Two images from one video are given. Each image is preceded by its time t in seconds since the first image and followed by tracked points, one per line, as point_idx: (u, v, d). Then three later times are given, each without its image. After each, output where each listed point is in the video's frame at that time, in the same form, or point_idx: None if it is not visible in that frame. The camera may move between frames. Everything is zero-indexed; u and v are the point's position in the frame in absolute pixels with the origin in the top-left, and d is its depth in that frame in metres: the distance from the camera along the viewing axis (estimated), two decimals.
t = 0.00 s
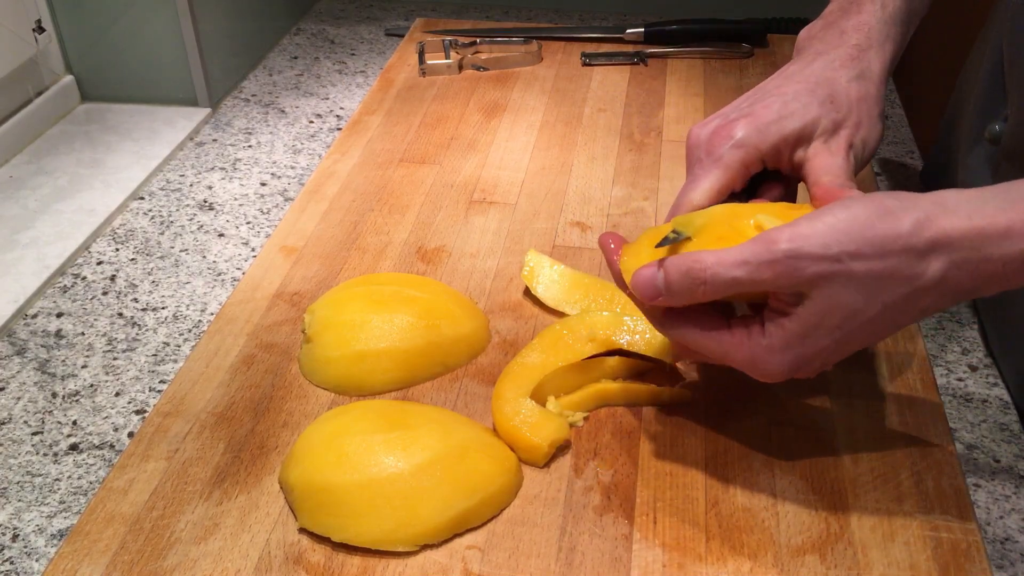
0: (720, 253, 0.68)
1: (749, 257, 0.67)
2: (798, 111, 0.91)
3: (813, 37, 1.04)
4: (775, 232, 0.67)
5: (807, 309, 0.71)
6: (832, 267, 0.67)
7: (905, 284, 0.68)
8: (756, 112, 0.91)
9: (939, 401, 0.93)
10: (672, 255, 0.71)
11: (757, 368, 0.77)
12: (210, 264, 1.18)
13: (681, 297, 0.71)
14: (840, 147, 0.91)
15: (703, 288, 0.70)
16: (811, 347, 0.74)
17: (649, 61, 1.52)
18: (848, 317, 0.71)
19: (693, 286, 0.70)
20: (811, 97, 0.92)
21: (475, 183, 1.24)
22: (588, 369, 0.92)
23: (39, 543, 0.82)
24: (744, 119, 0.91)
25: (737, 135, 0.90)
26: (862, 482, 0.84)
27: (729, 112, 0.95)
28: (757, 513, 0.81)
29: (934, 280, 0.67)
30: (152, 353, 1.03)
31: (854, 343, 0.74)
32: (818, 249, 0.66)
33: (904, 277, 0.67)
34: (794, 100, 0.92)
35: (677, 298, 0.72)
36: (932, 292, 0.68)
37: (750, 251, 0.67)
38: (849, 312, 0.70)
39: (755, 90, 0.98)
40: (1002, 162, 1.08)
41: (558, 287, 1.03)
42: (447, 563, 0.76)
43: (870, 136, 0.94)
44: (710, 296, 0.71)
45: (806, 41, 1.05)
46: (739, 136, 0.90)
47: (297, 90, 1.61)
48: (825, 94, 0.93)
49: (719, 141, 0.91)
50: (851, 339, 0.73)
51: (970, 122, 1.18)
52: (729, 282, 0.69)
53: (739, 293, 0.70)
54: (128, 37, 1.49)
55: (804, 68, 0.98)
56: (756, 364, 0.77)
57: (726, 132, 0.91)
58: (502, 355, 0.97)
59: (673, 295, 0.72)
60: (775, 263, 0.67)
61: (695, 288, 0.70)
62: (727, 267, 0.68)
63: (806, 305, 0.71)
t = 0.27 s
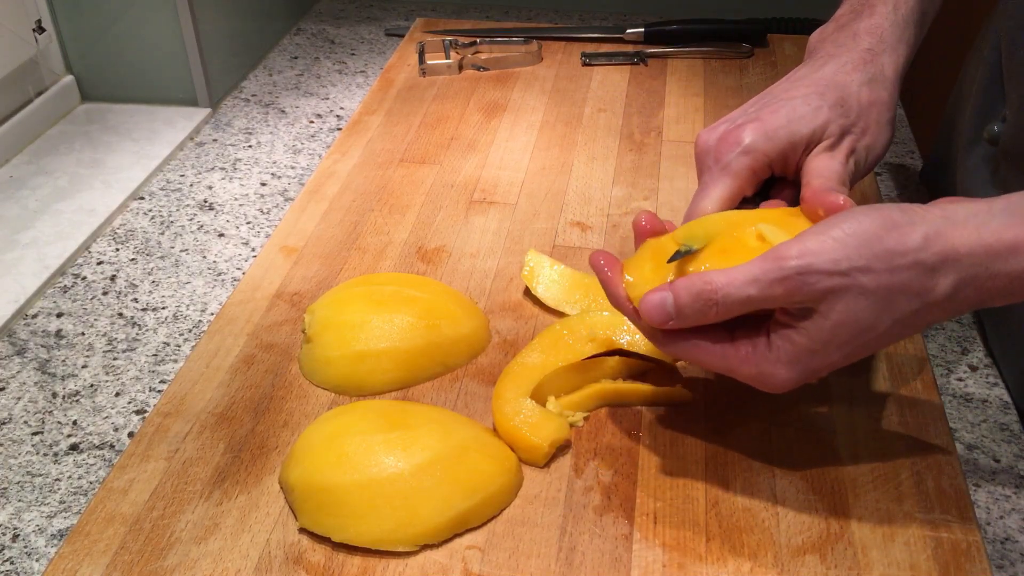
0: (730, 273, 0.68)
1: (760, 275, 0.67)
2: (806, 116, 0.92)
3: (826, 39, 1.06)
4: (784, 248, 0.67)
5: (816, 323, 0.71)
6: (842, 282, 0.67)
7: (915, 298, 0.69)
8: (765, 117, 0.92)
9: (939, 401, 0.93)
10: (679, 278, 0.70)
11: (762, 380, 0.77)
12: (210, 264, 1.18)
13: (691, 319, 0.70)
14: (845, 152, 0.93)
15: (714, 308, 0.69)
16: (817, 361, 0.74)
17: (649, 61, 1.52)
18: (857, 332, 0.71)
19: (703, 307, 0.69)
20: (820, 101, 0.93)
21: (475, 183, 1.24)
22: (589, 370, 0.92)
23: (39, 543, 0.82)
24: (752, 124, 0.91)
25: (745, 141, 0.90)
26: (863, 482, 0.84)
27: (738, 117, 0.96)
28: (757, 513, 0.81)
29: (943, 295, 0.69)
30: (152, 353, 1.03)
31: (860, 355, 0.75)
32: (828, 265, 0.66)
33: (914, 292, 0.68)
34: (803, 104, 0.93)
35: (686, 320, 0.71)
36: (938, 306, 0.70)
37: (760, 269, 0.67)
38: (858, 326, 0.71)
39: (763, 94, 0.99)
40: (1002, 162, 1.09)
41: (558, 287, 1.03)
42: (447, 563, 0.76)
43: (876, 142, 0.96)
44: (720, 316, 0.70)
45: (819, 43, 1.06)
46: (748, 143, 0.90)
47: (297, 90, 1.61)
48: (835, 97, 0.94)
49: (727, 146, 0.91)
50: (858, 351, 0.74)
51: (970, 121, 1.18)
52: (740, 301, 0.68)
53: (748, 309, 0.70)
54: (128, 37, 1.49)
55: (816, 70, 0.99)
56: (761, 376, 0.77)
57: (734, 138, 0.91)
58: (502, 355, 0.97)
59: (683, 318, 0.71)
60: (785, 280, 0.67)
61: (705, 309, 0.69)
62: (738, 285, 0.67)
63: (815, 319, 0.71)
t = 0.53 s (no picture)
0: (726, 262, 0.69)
1: (756, 266, 0.67)
2: (802, 114, 0.92)
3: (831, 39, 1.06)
4: (780, 240, 0.67)
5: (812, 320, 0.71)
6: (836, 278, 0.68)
7: (914, 298, 0.68)
8: (762, 114, 0.92)
9: (939, 401, 0.93)
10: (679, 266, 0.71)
11: (759, 377, 0.77)
12: (210, 264, 1.18)
13: (687, 306, 0.71)
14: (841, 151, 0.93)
15: (708, 295, 0.70)
16: (812, 358, 0.74)
17: (649, 61, 1.52)
18: (852, 330, 0.71)
19: (698, 295, 0.70)
20: (818, 99, 0.93)
21: (475, 183, 1.24)
22: (588, 370, 0.92)
23: (39, 543, 0.82)
24: (749, 120, 0.91)
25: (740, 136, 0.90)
26: (863, 482, 0.84)
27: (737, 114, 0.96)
28: (757, 513, 0.81)
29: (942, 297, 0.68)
30: (152, 353, 1.03)
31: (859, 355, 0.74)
32: (823, 260, 0.67)
33: (911, 292, 0.68)
34: (800, 102, 0.93)
35: (683, 308, 0.72)
36: (939, 309, 0.70)
37: (756, 260, 0.68)
38: (853, 325, 0.71)
39: (762, 93, 0.99)
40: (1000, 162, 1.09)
41: (558, 287, 1.03)
42: (447, 563, 0.76)
43: (872, 143, 0.96)
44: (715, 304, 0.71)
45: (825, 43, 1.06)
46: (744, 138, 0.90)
47: (297, 90, 1.61)
48: (834, 95, 0.94)
49: (724, 141, 0.91)
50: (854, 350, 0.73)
51: (969, 121, 1.18)
52: (735, 291, 0.69)
53: (744, 301, 0.70)
54: (129, 37, 1.49)
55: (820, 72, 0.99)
56: (758, 372, 0.77)
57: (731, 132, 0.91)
58: (502, 355, 0.97)
59: (679, 305, 0.72)
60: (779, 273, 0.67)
61: (701, 297, 0.70)
62: (733, 274, 0.68)
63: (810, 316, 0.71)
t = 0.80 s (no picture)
0: (710, 273, 0.68)
1: (740, 272, 0.67)
2: (808, 123, 0.94)
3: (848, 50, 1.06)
4: (761, 243, 0.68)
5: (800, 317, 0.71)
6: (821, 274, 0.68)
7: (898, 287, 0.69)
8: (770, 123, 0.94)
9: (940, 400, 0.93)
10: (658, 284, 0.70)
11: (747, 383, 0.77)
12: (210, 264, 1.18)
13: (673, 323, 0.70)
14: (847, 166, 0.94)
15: (695, 307, 0.69)
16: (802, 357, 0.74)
17: (649, 61, 1.52)
18: (841, 324, 0.71)
19: (685, 310, 0.69)
20: (826, 107, 0.95)
21: (475, 183, 1.24)
22: (587, 371, 0.91)
23: (39, 543, 0.82)
24: (756, 128, 0.94)
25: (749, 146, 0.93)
26: (863, 482, 0.84)
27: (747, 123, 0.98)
28: (757, 513, 0.81)
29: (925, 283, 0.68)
30: (152, 353, 1.03)
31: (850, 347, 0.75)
32: (807, 257, 0.67)
33: (894, 280, 0.68)
34: (807, 110, 0.95)
35: (668, 324, 0.71)
36: (925, 295, 0.70)
37: (740, 266, 0.68)
38: (842, 318, 0.71)
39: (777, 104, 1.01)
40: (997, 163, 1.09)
41: (558, 287, 1.03)
42: (447, 563, 0.76)
43: (879, 148, 0.96)
44: (702, 317, 0.70)
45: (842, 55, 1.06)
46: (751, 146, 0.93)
47: (297, 90, 1.61)
48: (843, 102, 0.95)
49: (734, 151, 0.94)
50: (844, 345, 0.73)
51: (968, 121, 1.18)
52: (722, 299, 0.68)
53: (731, 309, 0.70)
54: (128, 37, 1.49)
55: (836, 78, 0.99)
56: (746, 379, 0.76)
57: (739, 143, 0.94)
58: (502, 355, 0.97)
59: (664, 322, 0.70)
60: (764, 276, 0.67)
61: (688, 311, 0.69)
62: (718, 283, 0.68)
63: (799, 313, 0.71)
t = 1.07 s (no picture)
0: (706, 332, 0.68)
1: (738, 332, 0.67)
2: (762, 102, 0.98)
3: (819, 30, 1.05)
4: (759, 302, 0.67)
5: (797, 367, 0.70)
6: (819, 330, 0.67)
7: (892, 334, 0.69)
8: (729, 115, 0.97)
9: (939, 400, 0.93)
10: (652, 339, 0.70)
11: (740, 428, 0.77)
12: (210, 264, 1.18)
13: (667, 376, 0.70)
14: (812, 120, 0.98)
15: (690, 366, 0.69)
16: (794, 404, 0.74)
17: (649, 61, 1.52)
18: (836, 372, 0.71)
19: (680, 367, 0.69)
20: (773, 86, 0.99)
21: (475, 183, 1.24)
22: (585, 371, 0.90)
23: (39, 542, 0.82)
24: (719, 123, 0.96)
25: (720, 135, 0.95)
26: (862, 482, 0.84)
27: (698, 127, 1.01)
28: (757, 513, 0.81)
29: (918, 329, 0.68)
30: (152, 353, 1.03)
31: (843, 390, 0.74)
32: (805, 316, 0.66)
33: (887, 329, 0.68)
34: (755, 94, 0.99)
35: (663, 378, 0.71)
36: (918, 340, 0.70)
37: (736, 328, 0.67)
38: (838, 367, 0.70)
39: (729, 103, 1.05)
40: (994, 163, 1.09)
41: (558, 287, 1.03)
42: (448, 563, 0.76)
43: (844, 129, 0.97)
44: (695, 373, 0.70)
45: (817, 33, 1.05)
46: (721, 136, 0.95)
47: (297, 90, 1.61)
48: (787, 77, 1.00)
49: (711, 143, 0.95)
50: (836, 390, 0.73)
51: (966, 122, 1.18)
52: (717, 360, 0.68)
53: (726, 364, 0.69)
54: (129, 37, 1.49)
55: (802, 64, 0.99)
56: (738, 425, 0.76)
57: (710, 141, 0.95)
58: (502, 355, 0.97)
59: (659, 376, 0.71)
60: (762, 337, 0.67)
61: (683, 367, 0.69)
62: (714, 346, 0.67)
63: (794, 365, 0.71)
